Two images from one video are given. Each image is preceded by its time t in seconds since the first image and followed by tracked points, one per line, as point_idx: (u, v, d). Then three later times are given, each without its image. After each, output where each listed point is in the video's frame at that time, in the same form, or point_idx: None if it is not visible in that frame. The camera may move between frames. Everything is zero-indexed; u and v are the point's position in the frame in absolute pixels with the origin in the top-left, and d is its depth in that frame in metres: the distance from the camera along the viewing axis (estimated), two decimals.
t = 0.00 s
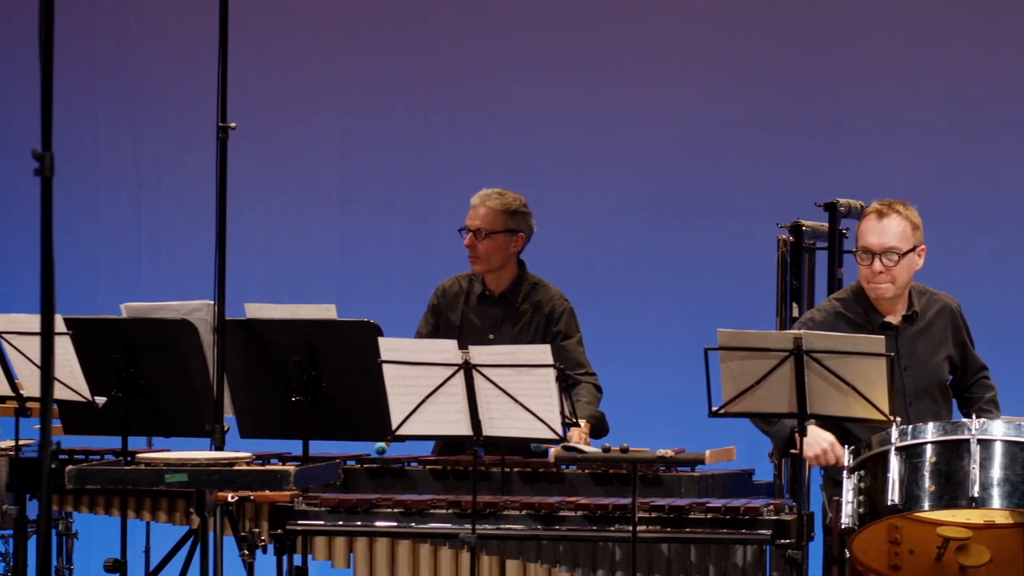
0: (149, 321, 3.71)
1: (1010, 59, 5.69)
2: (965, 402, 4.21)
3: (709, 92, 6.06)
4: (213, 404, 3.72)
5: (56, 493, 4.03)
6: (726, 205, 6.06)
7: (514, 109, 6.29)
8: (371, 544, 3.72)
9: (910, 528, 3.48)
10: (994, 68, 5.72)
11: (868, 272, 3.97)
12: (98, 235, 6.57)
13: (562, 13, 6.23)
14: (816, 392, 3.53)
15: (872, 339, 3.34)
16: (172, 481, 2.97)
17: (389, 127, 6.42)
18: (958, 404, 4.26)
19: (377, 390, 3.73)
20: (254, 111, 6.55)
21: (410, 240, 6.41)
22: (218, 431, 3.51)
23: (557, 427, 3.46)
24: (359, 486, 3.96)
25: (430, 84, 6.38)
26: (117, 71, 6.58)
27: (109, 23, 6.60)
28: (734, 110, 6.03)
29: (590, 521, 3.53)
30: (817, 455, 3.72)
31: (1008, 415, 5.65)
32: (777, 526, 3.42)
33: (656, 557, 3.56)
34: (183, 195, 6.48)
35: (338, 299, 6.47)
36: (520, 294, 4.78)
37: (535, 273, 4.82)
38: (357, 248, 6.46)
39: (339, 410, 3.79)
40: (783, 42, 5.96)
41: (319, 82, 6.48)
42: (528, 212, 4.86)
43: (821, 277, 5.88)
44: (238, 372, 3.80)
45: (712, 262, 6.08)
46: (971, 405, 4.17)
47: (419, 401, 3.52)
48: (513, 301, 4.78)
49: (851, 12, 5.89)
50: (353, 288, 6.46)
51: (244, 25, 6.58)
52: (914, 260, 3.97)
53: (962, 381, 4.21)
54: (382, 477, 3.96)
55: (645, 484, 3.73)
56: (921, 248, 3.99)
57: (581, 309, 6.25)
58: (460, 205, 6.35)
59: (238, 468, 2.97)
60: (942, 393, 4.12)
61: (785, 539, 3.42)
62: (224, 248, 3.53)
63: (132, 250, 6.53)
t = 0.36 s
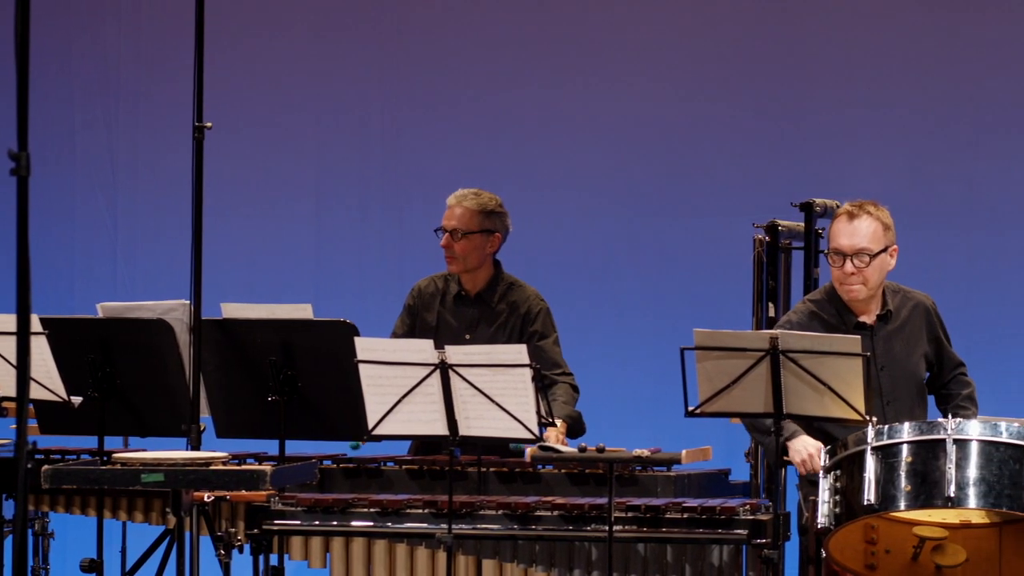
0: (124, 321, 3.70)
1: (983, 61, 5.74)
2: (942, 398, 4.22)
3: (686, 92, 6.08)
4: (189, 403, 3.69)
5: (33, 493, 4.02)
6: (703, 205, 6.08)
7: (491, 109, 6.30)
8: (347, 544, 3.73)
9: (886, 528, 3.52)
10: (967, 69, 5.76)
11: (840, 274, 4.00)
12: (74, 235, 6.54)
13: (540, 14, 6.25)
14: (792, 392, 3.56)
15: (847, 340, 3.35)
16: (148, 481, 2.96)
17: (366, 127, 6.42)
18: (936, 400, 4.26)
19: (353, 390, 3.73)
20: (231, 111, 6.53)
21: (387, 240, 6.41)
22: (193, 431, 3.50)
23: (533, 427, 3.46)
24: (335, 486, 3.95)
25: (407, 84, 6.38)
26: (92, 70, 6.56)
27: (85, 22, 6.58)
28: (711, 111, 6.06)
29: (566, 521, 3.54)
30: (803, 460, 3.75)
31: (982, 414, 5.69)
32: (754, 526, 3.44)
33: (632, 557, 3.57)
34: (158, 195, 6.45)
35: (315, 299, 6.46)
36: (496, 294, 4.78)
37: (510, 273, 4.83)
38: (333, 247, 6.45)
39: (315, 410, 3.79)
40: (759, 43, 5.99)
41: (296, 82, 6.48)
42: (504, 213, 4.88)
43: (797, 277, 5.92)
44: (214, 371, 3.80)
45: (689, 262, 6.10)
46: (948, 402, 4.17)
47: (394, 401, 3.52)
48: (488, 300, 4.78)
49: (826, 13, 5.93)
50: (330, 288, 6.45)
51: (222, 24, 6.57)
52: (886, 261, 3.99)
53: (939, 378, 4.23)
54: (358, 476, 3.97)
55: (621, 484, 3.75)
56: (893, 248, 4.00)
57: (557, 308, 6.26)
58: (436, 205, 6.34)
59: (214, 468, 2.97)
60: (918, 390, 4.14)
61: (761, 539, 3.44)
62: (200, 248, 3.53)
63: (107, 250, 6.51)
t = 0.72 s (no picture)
0: (105, 321, 3.69)
1: (962, 62, 5.78)
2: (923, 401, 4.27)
3: (666, 92, 6.10)
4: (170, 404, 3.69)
5: (13, 493, 4.00)
6: (683, 204, 6.10)
7: (472, 109, 6.30)
8: (328, 544, 3.73)
9: (866, 528, 3.55)
10: (946, 70, 5.80)
11: (827, 272, 4.02)
12: (53, 234, 6.51)
13: (521, 13, 6.25)
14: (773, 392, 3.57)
15: (827, 340, 3.37)
16: (129, 481, 2.98)
17: (347, 126, 6.42)
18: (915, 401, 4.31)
19: (332, 389, 3.72)
20: (211, 109, 6.52)
21: (368, 239, 6.41)
22: (174, 431, 3.53)
23: (514, 427, 3.47)
24: (316, 486, 3.97)
25: (388, 83, 6.38)
26: (71, 68, 6.54)
27: (64, 21, 6.56)
28: (692, 111, 6.08)
29: (546, 520, 3.55)
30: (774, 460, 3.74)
31: (961, 413, 5.73)
32: (734, 526, 3.45)
33: (613, 556, 3.57)
34: (138, 195, 6.43)
35: (296, 299, 6.45)
36: (473, 293, 4.79)
37: (488, 271, 4.83)
38: (314, 247, 6.44)
39: (296, 410, 3.78)
40: (739, 44, 6.01)
41: (277, 81, 6.47)
42: (480, 211, 4.89)
43: (777, 277, 5.94)
44: (195, 371, 3.79)
45: (670, 262, 6.12)
46: (928, 404, 4.23)
47: (376, 400, 3.53)
48: (466, 299, 4.79)
49: (806, 14, 5.95)
50: (311, 287, 6.45)
51: (202, 23, 6.56)
52: (872, 261, 4.02)
53: (921, 380, 4.27)
54: (338, 476, 3.95)
55: (601, 483, 3.75)
56: (879, 248, 4.04)
57: (538, 308, 6.27)
58: (417, 205, 6.34)
59: (195, 468, 3.00)
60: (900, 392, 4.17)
61: (742, 539, 3.45)
62: (179, 249, 3.53)
63: (88, 249, 6.48)
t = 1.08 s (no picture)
0: (87, 320, 3.68)
1: (942, 64, 5.82)
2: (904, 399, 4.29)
3: (649, 93, 6.12)
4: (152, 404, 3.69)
5: None
6: (665, 204, 6.12)
7: (454, 108, 6.30)
8: (309, 543, 3.74)
9: (848, 527, 3.58)
10: (926, 71, 5.84)
11: (811, 275, 4.02)
12: (35, 233, 6.50)
13: (504, 13, 6.26)
14: (754, 392, 3.57)
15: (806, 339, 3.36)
16: (110, 479, 3.04)
17: (330, 125, 6.41)
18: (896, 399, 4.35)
19: (311, 387, 3.71)
20: (193, 108, 6.51)
21: (350, 238, 6.40)
22: (155, 430, 3.70)
23: (495, 426, 3.46)
24: (297, 485, 3.96)
25: (371, 83, 6.37)
26: (53, 67, 6.52)
27: (45, 19, 6.54)
28: (674, 111, 6.09)
29: (527, 520, 3.55)
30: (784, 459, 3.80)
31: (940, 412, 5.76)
32: (716, 525, 3.45)
33: (594, 554, 3.60)
34: (119, 193, 6.40)
35: (278, 298, 6.45)
36: (435, 286, 4.77)
37: (447, 267, 4.82)
38: (296, 246, 6.44)
39: (276, 409, 3.78)
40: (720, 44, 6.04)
41: (259, 80, 6.46)
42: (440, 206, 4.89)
43: (758, 276, 5.96)
44: (176, 370, 3.79)
45: (651, 262, 6.13)
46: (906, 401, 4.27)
47: (357, 400, 3.53)
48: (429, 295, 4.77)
49: (788, 16, 5.98)
50: (292, 287, 6.44)
51: (184, 22, 6.54)
52: (855, 262, 4.04)
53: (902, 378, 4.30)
54: (319, 475, 3.96)
55: (583, 482, 3.76)
56: (862, 250, 4.06)
57: (520, 308, 6.28)
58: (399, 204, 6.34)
59: (176, 468, 3.05)
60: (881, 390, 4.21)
61: (722, 539, 3.45)
62: (161, 250, 3.55)
63: (69, 248, 6.46)
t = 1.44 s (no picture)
0: (62, 318, 3.67)
1: (914, 64, 5.88)
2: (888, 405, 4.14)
3: (624, 93, 6.15)
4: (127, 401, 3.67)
5: None
6: (640, 203, 6.14)
7: (430, 106, 6.30)
8: (284, 542, 3.75)
9: (822, 525, 3.54)
10: (899, 72, 5.89)
11: (793, 268, 3.94)
12: (10, 230, 6.46)
13: (479, 12, 6.27)
14: (729, 390, 3.57)
15: (783, 338, 3.38)
16: (85, 478, 3.06)
17: (305, 123, 6.40)
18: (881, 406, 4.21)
19: (286, 385, 3.70)
20: (167, 107, 6.49)
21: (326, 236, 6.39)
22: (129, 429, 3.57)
23: (470, 425, 3.47)
24: (272, 483, 3.96)
25: (346, 81, 6.37)
26: (28, 64, 6.48)
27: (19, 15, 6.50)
28: (650, 110, 6.12)
29: (502, 518, 3.56)
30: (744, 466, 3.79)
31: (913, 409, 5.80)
32: (691, 524, 3.46)
33: (568, 552, 3.62)
34: (94, 191, 6.38)
35: (254, 295, 6.44)
36: (383, 284, 4.78)
37: (394, 264, 4.83)
38: (272, 244, 6.43)
39: (250, 408, 3.77)
40: (695, 44, 6.08)
41: (234, 78, 6.44)
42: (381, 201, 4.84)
43: (733, 275, 5.98)
44: (151, 369, 3.79)
45: (626, 260, 6.15)
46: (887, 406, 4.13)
47: (332, 397, 3.53)
48: (376, 292, 4.78)
49: (762, 16, 6.02)
50: (267, 286, 6.43)
51: (159, 19, 6.52)
52: (838, 258, 3.96)
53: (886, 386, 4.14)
54: (294, 474, 3.96)
55: (558, 481, 3.79)
56: (846, 247, 3.98)
57: (496, 307, 6.28)
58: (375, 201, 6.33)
59: (151, 467, 3.06)
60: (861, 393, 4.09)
61: (698, 537, 3.46)
62: (136, 247, 3.53)
63: (43, 245, 6.43)
